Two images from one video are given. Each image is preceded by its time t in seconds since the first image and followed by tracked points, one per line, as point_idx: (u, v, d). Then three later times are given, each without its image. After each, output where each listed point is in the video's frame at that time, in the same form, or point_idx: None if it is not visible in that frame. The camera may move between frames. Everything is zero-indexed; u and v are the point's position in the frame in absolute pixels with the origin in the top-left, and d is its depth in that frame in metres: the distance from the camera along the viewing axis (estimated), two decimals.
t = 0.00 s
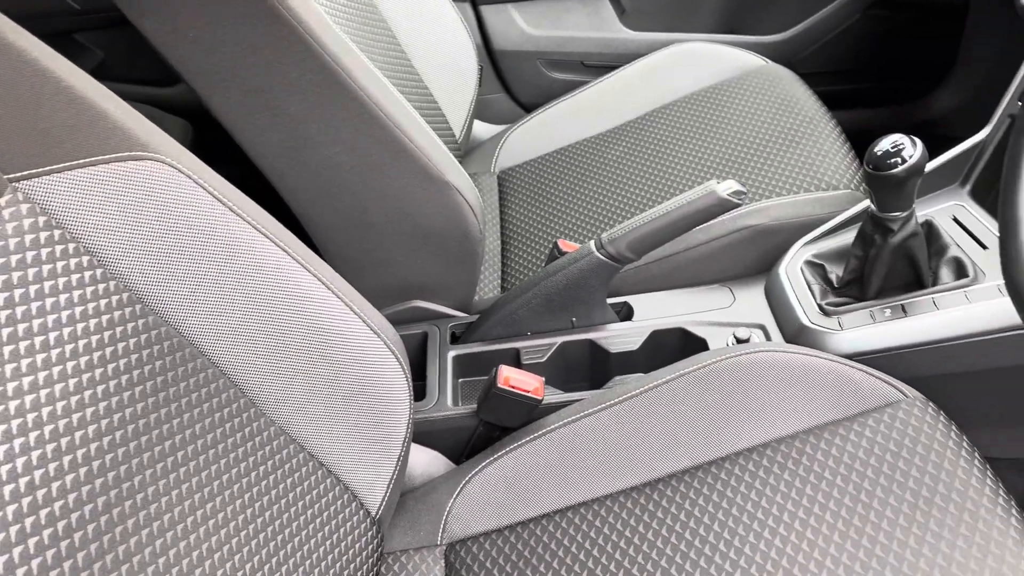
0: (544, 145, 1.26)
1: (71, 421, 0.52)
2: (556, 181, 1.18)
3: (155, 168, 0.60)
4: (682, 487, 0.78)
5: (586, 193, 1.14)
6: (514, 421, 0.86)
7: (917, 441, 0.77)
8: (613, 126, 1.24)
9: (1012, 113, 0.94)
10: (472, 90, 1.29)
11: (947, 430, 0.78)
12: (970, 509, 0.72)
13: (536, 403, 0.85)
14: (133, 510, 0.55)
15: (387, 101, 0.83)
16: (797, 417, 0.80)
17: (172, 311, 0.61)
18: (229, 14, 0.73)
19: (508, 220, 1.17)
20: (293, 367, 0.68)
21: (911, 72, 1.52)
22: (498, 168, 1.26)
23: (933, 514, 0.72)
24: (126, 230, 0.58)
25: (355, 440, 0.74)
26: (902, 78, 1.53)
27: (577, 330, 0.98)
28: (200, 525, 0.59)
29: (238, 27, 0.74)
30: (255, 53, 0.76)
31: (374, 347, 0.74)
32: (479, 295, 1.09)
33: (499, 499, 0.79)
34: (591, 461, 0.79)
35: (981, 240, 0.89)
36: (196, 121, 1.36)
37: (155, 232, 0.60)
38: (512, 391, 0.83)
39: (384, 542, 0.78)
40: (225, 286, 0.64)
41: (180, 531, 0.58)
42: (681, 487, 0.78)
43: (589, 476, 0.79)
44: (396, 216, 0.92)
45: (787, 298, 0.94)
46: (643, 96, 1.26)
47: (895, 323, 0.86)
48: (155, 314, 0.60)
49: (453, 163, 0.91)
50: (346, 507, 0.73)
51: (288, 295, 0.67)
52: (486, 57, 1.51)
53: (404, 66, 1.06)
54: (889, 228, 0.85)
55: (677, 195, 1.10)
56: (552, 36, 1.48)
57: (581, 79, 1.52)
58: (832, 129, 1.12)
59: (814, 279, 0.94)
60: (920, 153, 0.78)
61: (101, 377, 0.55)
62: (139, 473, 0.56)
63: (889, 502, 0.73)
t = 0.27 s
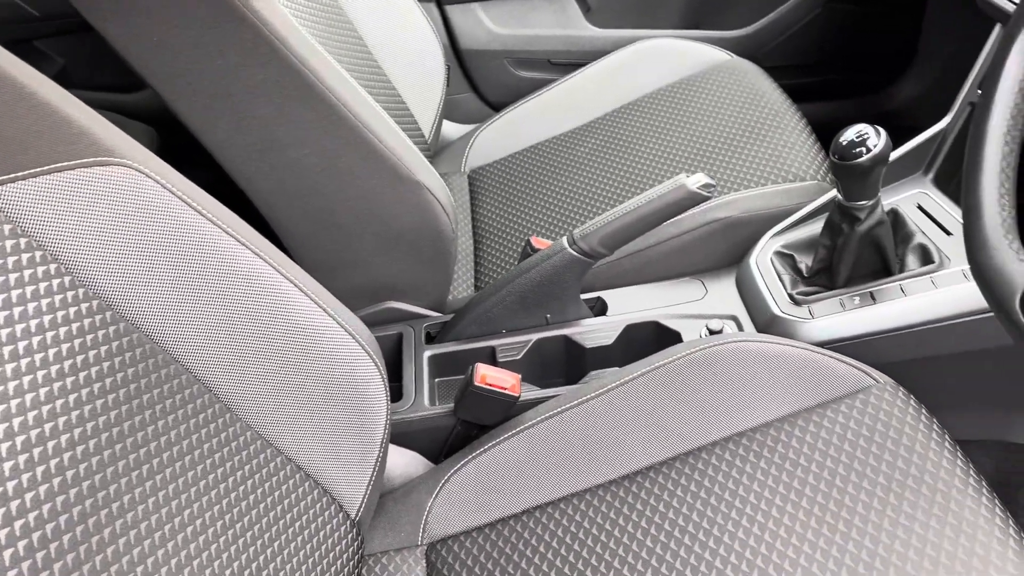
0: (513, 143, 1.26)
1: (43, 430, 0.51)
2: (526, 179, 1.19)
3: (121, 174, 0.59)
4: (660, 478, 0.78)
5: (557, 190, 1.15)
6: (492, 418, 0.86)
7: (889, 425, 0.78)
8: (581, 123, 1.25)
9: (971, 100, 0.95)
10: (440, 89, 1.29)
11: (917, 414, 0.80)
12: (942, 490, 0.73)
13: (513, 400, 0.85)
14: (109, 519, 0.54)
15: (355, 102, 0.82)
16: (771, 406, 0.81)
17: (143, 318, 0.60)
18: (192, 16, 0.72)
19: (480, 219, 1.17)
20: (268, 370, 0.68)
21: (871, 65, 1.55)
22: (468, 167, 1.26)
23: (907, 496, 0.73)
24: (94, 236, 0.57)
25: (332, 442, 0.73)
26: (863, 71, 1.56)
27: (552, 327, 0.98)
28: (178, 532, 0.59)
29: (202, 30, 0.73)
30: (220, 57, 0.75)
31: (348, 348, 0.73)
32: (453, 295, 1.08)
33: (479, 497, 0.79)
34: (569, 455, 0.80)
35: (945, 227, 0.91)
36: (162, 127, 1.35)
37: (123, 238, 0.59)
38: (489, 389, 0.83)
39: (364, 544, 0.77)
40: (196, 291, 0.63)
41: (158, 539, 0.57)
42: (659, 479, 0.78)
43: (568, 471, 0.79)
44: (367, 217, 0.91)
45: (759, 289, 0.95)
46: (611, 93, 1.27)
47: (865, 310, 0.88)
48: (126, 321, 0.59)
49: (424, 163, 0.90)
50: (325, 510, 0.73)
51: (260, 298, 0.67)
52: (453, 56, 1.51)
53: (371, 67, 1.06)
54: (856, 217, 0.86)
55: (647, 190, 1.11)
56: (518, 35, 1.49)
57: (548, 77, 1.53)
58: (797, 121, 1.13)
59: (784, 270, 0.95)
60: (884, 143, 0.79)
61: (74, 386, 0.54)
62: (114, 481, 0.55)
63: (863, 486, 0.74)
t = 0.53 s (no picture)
0: (482, 144, 1.26)
1: (11, 442, 0.51)
2: (496, 179, 1.19)
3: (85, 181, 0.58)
4: (635, 472, 0.79)
5: (526, 189, 1.15)
6: (468, 418, 0.86)
7: (859, 411, 0.79)
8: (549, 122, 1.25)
9: (931, 91, 0.97)
10: (406, 91, 1.29)
11: (886, 399, 0.81)
12: (912, 473, 0.74)
13: (489, 398, 0.85)
14: (82, 530, 0.53)
15: (321, 104, 0.82)
16: (744, 396, 0.81)
17: (112, 327, 0.59)
18: (154, 21, 0.71)
19: (450, 220, 1.17)
20: (240, 376, 0.67)
21: (833, 61, 1.58)
22: (437, 168, 1.26)
23: (879, 480, 0.74)
24: (58, 245, 0.57)
25: (308, 446, 0.73)
26: (822, 66, 1.59)
27: (525, 325, 0.99)
28: (152, 541, 0.58)
29: (164, 35, 0.72)
30: (183, 62, 0.75)
31: (321, 350, 0.73)
32: (425, 296, 1.08)
33: (457, 497, 0.79)
34: (546, 452, 0.80)
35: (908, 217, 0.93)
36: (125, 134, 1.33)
37: (89, 247, 0.58)
38: (463, 388, 0.83)
39: (342, 548, 0.77)
40: (165, 297, 0.62)
41: (133, 549, 0.56)
42: (635, 472, 0.78)
43: (545, 467, 0.79)
44: (337, 220, 0.91)
45: (728, 282, 0.96)
46: (578, 91, 1.27)
47: (833, 300, 0.89)
48: (94, 330, 0.58)
49: (392, 164, 0.90)
50: (302, 515, 0.72)
51: (230, 303, 0.66)
52: (418, 58, 1.50)
53: (336, 69, 1.05)
54: (822, 208, 0.88)
55: (616, 186, 1.11)
56: (483, 35, 1.49)
57: (513, 76, 1.53)
58: (762, 115, 1.15)
59: (752, 262, 0.96)
60: (846, 134, 0.80)
61: (42, 396, 0.53)
62: (86, 492, 0.54)
63: (835, 473, 0.75)
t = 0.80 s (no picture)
0: (448, 147, 1.26)
1: None
2: (462, 182, 1.19)
3: (45, 191, 0.57)
4: (607, 467, 0.79)
5: (493, 191, 1.15)
6: (440, 419, 0.87)
7: (824, 400, 0.80)
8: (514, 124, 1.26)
9: (884, 84, 0.98)
10: (371, 96, 1.29)
11: (850, 388, 0.82)
12: (876, 459, 0.75)
13: (461, 399, 0.85)
14: (49, 543, 0.53)
15: (284, 110, 0.81)
16: (712, 388, 0.82)
17: (75, 337, 0.59)
18: (110, 29, 0.71)
19: (418, 224, 1.17)
20: (208, 384, 0.67)
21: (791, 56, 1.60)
22: (403, 173, 1.25)
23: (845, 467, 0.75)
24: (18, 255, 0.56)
25: (279, 452, 0.72)
26: (780, 65, 1.62)
27: (495, 326, 0.99)
28: (122, 552, 0.57)
29: (122, 43, 0.72)
30: (143, 69, 0.74)
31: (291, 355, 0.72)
32: (394, 300, 1.08)
33: (431, 499, 0.79)
34: (518, 450, 0.80)
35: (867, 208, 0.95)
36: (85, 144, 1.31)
37: (50, 256, 0.58)
38: (434, 390, 0.83)
39: (316, 554, 0.76)
40: (129, 306, 0.62)
41: (102, 560, 0.56)
42: (606, 468, 0.79)
43: (516, 465, 0.80)
44: (303, 226, 0.90)
45: (694, 277, 0.97)
46: (542, 93, 1.28)
47: (797, 292, 0.90)
48: (57, 340, 0.58)
49: (358, 168, 0.90)
50: (274, 521, 0.72)
51: (196, 311, 0.66)
52: (381, 62, 1.50)
53: (298, 75, 1.05)
54: (783, 202, 0.89)
55: (581, 186, 1.12)
56: (447, 38, 1.49)
57: (477, 79, 1.53)
58: (723, 113, 1.16)
59: (717, 257, 0.98)
60: (805, 128, 0.82)
61: (5, 408, 0.53)
62: (53, 504, 0.54)
63: (802, 462, 0.76)
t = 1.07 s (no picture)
0: (414, 152, 1.26)
1: None
2: (429, 186, 1.19)
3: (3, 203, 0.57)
4: (578, 466, 0.79)
5: (459, 195, 1.16)
6: (410, 424, 0.87)
7: (790, 393, 0.82)
8: (479, 127, 1.26)
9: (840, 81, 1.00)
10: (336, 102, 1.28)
11: (814, 380, 0.83)
12: (840, 449, 0.77)
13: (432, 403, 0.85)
14: (15, 558, 0.52)
15: (247, 118, 0.81)
16: (679, 384, 0.83)
17: (38, 351, 0.58)
18: (66, 39, 0.70)
19: (385, 229, 1.17)
20: (175, 394, 0.66)
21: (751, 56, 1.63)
22: (370, 179, 1.25)
23: (811, 458, 0.76)
24: None
25: (248, 461, 0.72)
26: (741, 64, 1.64)
27: (464, 328, 0.99)
28: (90, 566, 0.57)
29: (80, 53, 0.71)
30: (102, 79, 0.73)
31: (258, 364, 0.72)
32: (363, 306, 1.08)
33: (403, 504, 0.79)
34: (490, 452, 0.80)
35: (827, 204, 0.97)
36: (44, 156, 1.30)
37: (10, 269, 0.57)
38: (405, 395, 0.83)
39: (289, 562, 0.76)
40: (92, 317, 0.61)
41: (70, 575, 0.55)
42: (578, 467, 0.79)
43: (488, 466, 0.80)
44: (269, 234, 0.90)
45: (660, 275, 0.99)
46: (506, 96, 1.28)
47: (760, 287, 0.92)
48: (19, 354, 0.57)
49: (323, 175, 0.90)
50: (245, 531, 0.71)
51: (160, 321, 0.65)
52: (345, 69, 1.50)
53: (261, 82, 1.05)
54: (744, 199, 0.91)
55: (547, 187, 1.13)
56: (410, 43, 1.49)
57: (442, 84, 1.54)
58: (685, 113, 1.18)
59: (682, 255, 0.99)
60: (764, 126, 0.83)
61: None
62: (18, 519, 0.53)
63: (769, 454, 0.77)
